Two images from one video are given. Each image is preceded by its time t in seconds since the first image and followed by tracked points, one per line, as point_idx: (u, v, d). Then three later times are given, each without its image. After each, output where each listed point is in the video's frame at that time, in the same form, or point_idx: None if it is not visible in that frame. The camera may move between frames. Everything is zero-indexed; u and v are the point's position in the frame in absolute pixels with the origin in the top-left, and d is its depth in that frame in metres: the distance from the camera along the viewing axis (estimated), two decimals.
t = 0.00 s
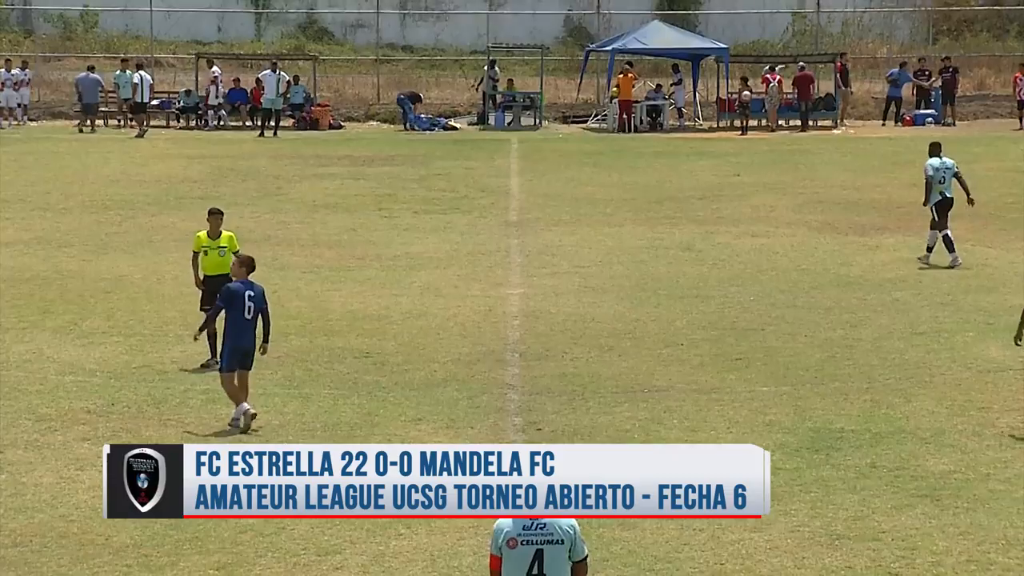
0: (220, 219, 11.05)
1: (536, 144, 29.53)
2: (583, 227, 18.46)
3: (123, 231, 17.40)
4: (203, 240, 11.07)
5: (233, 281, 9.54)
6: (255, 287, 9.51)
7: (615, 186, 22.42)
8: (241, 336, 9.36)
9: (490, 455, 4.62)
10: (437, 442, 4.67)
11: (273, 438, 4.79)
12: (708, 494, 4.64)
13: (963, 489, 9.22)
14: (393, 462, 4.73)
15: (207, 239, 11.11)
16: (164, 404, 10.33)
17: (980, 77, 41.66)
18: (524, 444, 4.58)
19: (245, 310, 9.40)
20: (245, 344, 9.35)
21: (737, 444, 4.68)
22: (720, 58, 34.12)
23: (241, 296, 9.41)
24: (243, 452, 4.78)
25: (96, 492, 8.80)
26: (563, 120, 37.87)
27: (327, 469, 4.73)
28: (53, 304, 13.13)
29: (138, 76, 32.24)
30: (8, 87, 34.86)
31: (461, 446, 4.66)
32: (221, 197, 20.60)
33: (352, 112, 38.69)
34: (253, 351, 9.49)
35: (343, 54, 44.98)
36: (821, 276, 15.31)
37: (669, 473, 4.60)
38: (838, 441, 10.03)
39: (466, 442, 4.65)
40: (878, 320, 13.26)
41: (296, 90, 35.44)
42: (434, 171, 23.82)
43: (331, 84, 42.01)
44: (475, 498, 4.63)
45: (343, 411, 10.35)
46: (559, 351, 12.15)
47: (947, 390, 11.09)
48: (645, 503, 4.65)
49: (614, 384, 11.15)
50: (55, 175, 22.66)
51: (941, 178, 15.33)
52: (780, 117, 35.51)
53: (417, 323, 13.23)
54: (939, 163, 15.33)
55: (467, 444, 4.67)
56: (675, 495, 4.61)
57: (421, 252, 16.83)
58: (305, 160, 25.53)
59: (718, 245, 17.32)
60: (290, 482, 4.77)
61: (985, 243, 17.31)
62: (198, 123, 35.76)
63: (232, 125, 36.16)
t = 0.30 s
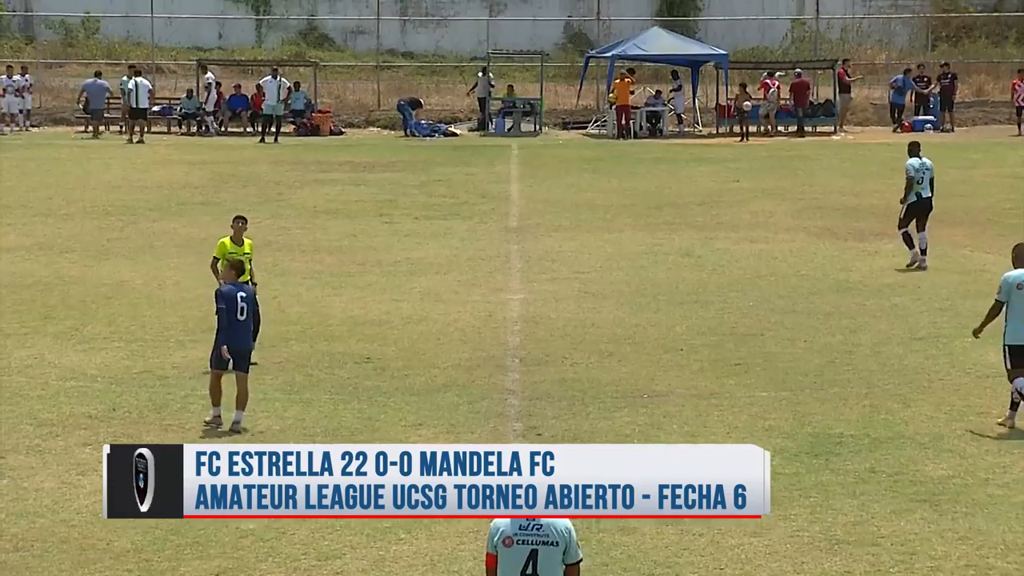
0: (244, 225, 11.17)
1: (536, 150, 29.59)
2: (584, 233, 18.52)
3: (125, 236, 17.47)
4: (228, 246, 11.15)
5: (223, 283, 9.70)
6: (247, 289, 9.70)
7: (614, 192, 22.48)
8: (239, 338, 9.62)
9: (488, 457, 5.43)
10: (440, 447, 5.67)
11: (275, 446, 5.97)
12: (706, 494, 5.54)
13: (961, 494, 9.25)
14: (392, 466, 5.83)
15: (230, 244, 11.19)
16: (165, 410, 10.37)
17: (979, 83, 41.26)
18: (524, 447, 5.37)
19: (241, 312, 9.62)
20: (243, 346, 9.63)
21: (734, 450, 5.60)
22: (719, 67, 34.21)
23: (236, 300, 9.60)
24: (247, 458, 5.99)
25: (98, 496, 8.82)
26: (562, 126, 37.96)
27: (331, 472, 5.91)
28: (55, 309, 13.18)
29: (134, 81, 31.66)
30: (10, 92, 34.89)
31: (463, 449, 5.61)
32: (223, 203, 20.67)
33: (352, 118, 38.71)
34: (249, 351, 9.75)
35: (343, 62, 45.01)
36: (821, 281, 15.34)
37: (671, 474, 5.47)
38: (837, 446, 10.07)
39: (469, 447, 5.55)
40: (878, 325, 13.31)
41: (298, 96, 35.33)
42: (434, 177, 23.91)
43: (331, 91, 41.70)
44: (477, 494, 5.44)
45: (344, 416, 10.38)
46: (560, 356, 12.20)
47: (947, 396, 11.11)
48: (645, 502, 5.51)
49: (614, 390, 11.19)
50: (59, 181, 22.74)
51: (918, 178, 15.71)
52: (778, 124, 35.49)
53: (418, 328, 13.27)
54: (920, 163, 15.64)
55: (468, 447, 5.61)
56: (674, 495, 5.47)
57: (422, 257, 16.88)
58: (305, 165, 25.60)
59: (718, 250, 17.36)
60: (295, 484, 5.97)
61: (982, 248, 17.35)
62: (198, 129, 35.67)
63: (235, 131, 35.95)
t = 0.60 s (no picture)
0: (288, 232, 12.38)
1: (536, 164, 30.66)
2: (580, 241, 19.50)
3: (149, 244, 18.43)
4: (272, 251, 12.43)
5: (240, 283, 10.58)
6: (260, 291, 10.53)
7: (609, 203, 23.50)
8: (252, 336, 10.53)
9: (496, 459, 6.72)
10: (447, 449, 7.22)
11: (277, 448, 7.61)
12: (707, 494, 7.20)
13: (923, 480, 10.20)
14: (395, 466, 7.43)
15: (275, 249, 12.43)
16: (195, 403, 11.34)
17: (939, 104, 41.43)
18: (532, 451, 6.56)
19: (254, 312, 10.50)
20: (256, 343, 10.54)
21: (732, 456, 7.31)
22: (703, 89, 35.14)
23: (249, 301, 10.46)
24: (250, 458, 7.70)
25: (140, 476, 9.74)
26: (557, 143, 38.67)
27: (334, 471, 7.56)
28: (92, 311, 14.16)
29: (161, 102, 32.02)
30: (53, 113, 35.05)
31: (467, 451, 7.12)
32: (239, 213, 21.65)
33: (366, 135, 39.11)
34: (264, 347, 10.65)
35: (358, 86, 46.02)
36: (802, 285, 16.33)
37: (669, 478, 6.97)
38: (810, 436, 11.04)
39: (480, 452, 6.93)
40: (852, 325, 14.28)
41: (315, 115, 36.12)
42: (438, 189, 24.95)
43: (346, 111, 42.53)
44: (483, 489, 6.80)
45: (359, 409, 11.34)
46: (556, 354, 13.17)
47: (910, 390, 12.09)
48: (644, 501, 7.03)
49: (607, 385, 12.14)
50: (84, 193, 23.77)
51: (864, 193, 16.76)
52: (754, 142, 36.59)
53: (425, 328, 14.24)
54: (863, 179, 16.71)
55: (473, 450, 7.09)
56: (672, 495, 7.04)
57: (428, 263, 17.86)
58: (315, 177, 26.66)
59: (707, 257, 18.36)
60: (294, 483, 7.66)
61: (948, 255, 18.37)
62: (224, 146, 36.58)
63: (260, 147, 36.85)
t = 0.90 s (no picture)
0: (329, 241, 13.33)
1: (536, 179, 31.87)
2: (577, 248, 20.63)
3: (173, 250, 19.58)
4: (316, 260, 13.40)
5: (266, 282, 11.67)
6: (281, 291, 11.56)
7: (604, 214, 24.70)
8: (270, 331, 11.59)
9: (495, 460, 6.74)
10: (447, 448, 7.13)
11: (278, 448, 7.62)
12: (705, 494, 7.25)
13: (886, 465, 11.30)
14: (395, 465, 7.40)
15: (318, 257, 13.38)
16: (224, 395, 12.47)
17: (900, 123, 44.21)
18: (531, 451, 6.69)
19: (273, 309, 11.56)
20: (274, 338, 11.59)
21: (734, 457, 7.31)
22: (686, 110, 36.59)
23: (269, 299, 11.51)
24: (250, 459, 7.69)
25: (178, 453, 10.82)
26: (554, 158, 40.39)
27: (335, 470, 7.54)
28: (126, 312, 15.31)
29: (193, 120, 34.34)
30: (97, 131, 36.95)
31: (467, 451, 7.01)
32: (256, 222, 22.83)
33: (380, 151, 40.74)
34: (282, 343, 11.68)
35: (372, 104, 47.45)
36: (783, 288, 17.46)
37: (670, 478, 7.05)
38: (784, 425, 12.15)
39: (479, 452, 6.90)
40: (827, 324, 15.41)
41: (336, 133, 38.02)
42: (442, 201, 26.16)
43: (362, 129, 44.13)
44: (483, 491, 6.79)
45: (373, 401, 12.46)
46: (553, 351, 14.27)
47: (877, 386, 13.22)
48: (644, 501, 7.11)
49: (600, 379, 13.25)
50: (107, 204, 24.97)
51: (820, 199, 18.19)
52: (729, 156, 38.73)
53: (432, 327, 15.36)
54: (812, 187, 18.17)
55: (473, 450, 6.98)
56: (671, 496, 7.10)
57: (435, 268, 19.00)
58: (325, 190, 27.89)
59: (696, 262, 19.49)
60: (294, 483, 7.64)
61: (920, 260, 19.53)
62: (251, 162, 38.39)
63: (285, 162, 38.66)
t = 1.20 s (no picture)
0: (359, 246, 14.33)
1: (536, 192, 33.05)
2: (573, 254, 21.72)
3: (191, 257, 20.70)
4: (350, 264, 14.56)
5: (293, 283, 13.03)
6: (305, 291, 12.90)
7: (599, 223, 25.87)
8: (295, 327, 12.91)
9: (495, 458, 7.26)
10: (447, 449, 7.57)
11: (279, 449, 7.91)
12: (706, 494, 7.71)
13: (857, 456, 12.34)
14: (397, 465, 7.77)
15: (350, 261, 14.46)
16: (248, 391, 13.56)
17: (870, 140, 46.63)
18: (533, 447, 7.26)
19: (299, 308, 12.91)
20: (299, 332, 12.90)
21: (734, 457, 7.72)
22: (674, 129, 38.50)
23: (295, 298, 12.87)
24: (250, 458, 8.00)
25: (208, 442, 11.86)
26: (551, 173, 42.30)
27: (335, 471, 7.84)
28: (152, 314, 16.39)
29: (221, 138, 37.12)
30: (130, 148, 39.48)
31: (466, 451, 7.44)
32: (268, 231, 23.98)
33: (391, 166, 42.56)
34: (306, 337, 13.00)
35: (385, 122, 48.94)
36: (767, 292, 18.54)
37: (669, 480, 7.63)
38: (763, 418, 13.20)
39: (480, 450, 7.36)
40: (804, 326, 16.52)
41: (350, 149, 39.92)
42: (446, 212, 27.32)
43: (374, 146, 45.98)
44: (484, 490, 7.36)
45: (385, 397, 13.54)
46: (550, 349, 15.35)
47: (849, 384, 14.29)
48: (644, 500, 7.64)
49: (593, 376, 14.32)
50: (127, 215, 26.14)
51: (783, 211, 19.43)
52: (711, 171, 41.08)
53: (436, 327, 16.48)
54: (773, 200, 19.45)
55: (472, 450, 7.42)
56: (672, 495, 7.60)
57: (439, 273, 20.12)
58: (334, 201, 29.09)
59: (684, 269, 20.58)
60: (295, 483, 7.96)
61: (896, 267, 20.65)
62: (273, 175, 40.57)
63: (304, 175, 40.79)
